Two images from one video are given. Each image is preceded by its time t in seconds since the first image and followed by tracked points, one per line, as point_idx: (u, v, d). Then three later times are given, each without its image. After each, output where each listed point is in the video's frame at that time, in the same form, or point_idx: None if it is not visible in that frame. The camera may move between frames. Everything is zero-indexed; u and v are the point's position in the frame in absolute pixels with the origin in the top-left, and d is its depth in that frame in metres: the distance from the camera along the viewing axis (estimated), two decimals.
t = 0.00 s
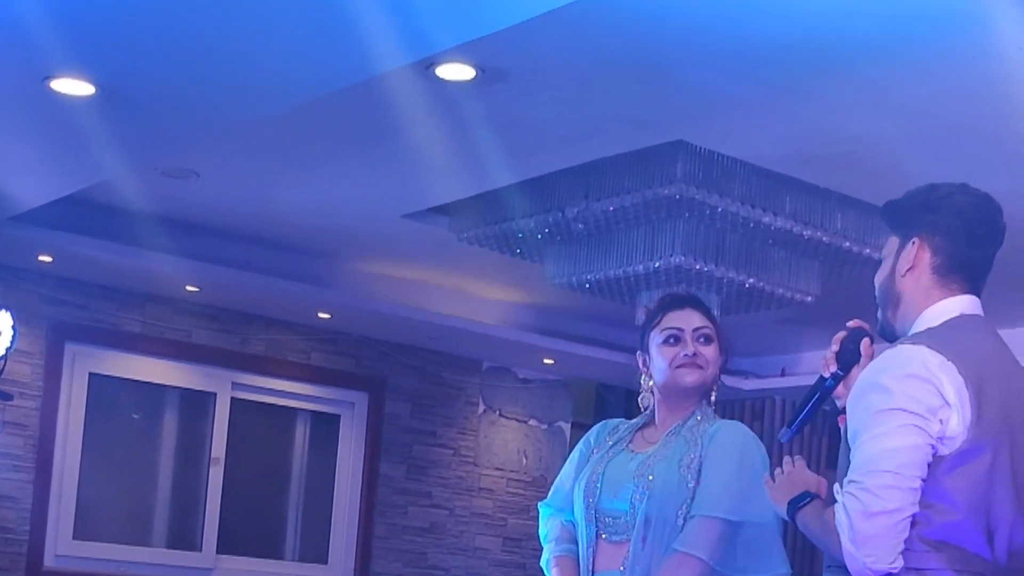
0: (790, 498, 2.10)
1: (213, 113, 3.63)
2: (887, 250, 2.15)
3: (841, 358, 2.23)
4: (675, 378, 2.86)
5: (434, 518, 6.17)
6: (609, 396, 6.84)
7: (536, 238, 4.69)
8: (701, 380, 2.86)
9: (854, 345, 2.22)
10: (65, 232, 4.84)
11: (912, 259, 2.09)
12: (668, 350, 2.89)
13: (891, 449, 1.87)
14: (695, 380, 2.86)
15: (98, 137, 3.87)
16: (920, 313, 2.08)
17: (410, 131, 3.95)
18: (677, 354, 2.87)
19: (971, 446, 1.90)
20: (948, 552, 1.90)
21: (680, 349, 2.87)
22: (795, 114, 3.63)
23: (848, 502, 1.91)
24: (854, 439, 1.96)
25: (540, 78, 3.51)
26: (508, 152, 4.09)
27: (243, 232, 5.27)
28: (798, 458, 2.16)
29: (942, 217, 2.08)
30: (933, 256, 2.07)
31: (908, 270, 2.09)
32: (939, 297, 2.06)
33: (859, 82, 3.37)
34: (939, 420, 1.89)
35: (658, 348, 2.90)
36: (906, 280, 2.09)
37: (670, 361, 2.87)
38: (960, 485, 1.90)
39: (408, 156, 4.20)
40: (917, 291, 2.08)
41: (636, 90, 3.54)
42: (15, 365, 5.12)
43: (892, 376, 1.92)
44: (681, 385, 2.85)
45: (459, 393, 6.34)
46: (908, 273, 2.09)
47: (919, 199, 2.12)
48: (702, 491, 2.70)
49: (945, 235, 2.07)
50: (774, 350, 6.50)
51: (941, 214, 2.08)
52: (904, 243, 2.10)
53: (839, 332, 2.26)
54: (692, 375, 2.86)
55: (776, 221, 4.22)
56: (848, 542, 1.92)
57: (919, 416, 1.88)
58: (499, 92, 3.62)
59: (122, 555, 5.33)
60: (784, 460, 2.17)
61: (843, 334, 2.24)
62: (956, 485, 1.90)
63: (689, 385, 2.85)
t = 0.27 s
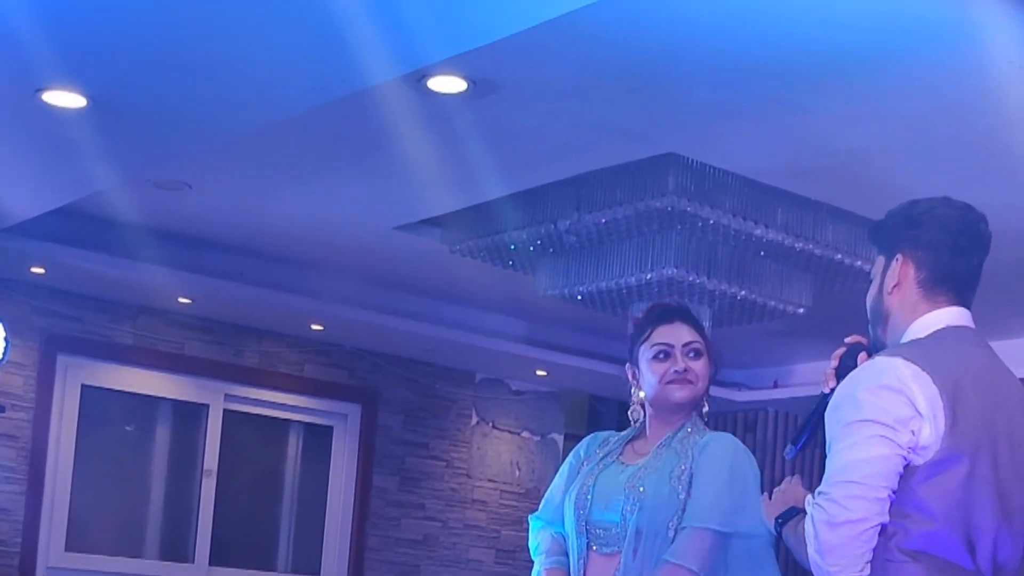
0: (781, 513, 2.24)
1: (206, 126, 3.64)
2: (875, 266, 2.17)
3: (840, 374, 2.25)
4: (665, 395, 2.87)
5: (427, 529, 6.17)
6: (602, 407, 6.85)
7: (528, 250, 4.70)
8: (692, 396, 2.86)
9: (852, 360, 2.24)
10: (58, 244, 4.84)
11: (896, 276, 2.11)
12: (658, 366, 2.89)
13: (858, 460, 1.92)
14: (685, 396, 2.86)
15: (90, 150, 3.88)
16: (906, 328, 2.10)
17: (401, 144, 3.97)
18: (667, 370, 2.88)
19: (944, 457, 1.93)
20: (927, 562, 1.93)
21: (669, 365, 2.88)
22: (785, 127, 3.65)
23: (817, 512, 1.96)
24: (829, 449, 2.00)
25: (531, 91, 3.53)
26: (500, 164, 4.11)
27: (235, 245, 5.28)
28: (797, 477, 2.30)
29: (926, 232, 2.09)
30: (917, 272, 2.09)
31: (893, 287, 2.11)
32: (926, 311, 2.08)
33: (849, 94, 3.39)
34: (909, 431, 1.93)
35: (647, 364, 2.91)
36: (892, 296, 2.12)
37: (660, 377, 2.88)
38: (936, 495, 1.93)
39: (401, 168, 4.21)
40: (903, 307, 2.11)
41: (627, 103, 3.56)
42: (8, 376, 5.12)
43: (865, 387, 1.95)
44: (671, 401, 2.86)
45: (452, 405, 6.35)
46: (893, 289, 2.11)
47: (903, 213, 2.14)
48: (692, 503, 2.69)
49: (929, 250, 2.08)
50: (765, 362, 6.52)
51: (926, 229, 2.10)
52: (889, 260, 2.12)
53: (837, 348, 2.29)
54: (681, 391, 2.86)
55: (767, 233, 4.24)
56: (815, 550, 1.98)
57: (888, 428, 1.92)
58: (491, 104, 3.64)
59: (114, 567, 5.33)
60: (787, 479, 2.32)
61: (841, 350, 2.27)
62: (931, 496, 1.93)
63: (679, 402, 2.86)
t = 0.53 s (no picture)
0: (773, 529, 2.21)
1: (201, 137, 3.65)
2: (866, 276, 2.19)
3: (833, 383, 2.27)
4: (657, 408, 2.88)
5: (423, 540, 6.17)
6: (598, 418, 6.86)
7: (522, 261, 4.72)
8: (682, 410, 2.88)
9: (845, 369, 2.26)
10: (54, 255, 4.85)
11: (888, 287, 2.13)
12: (650, 380, 2.89)
13: (853, 473, 1.93)
14: (676, 410, 2.87)
15: (85, 161, 3.89)
16: (897, 339, 2.12)
17: (393, 155, 3.99)
18: (659, 384, 2.88)
19: (938, 468, 1.95)
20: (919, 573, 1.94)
21: (661, 379, 2.88)
22: (777, 137, 3.68)
23: (813, 525, 1.98)
24: (823, 462, 2.02)
25: (524, 102, 3.55)
26: (495, 175, 4.12)
27: (230, 255, 5.29)
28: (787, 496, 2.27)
29: (916, 244, 2.11)
30: (907, 283, 2.11)
31: (884, 297, 2.13)
32: (919, 321, 2.10)
33: (840, 104, 3.41)
34: (904, 443, 1.94)
35: (639, 378, 2.90)
36: (884, 307, 2.13)
37: (652, 392, 2.88)
38: (928, 507, 1.94)
39: (395, 179, 4.23)
40: (895, 317, 2.13)
41: (620, 114, 3.58)
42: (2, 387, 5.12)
43: (859, 400, 1.97)
44: (662, 415, 2.87)
45: (447, 416, 6.36)
46: (885, 300, 2.13)
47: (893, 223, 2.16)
48: (684, 513, 2.70)
49: (920, 261, 2.10)
50: (760, 372, 6.54)
51: (916, 241, 2.11)
52: (881, 271, 2.14)
53: (831, 357, 2.31)
54: (672, 405, 2.87)
55: (761, 244, 4.27)
56: (811, 563, 1.99)
57: (883, 440, 1.93)
58: (485, 115, 3.65)
59: None
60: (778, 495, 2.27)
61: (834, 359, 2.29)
62: (924, 507, 1.95)
63: (670, 416, 2.87)
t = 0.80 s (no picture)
0: None
1: (202, 148, 3.66)
2: (858, 289, 2.18)
3: (828, 386, 2.26)
4: (650, 418, 2.88)
5: (422, 551, 6.17)
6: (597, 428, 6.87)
7: (520, 272, 4.73)
8: (675, 419, 2.88)
9: (840, 372, 2.25)
10: (53, 267, 4.85)
11: (883, 303, 2.12)
12: (643, 390, 2.90)
13: (846, 485, 1.92)
14: (669, 420, 2.88)
15: (84, 172, 3.89)
16: (894, 353, 2.12)
17: (393, 166, 4.00)
18: (651, 394, 2.89)
19: (935, 482, 1.94)
20: None
21: (654, 389, 2.89)
22: (775, 148, 3.69)
23: (801, 533, 1.97)
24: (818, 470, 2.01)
25: (524, 113, 3.56)
26: (494, 186, 4.13)
27: (228, 266, 5.30)
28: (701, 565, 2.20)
29: (913, 258, 2.10)
30: (903, 298, 2.10)
31: (880, 313, 2.12)
32: (918, 333, 2.09)
33: (836, 115, 3.42)
34: (900, 455, 1.93)
35: (632, 388, 2.91)
36: (880, 322, 2.13)
37: (645, 402, 2.89)
38: (925, 518, 1.93)
39: (395, 190, 4.23)
40: (891, 332, 2.12)
41: (619, 124, 3.59)
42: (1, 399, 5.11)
43: (858, 410, 1.96)
44: (656, 425, 2.87)
45: (446, 426, 6.36)
46: (881, 315, 2.12)
47: (881, 240, 2.14)
48: (678, 523, 2.69)
49: (917, 276, 2.09)
50: (758, 382, 6.54)
51: (911, 255, 2.10)
52: (875, 286, 2.13)
53: (824, 358, 2.29)
54: (665, 414, 2.88)
55: (760, 254, 4.28)
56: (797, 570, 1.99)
57: (879, 452, 1.92)
58: (485, 127, 3.66)
59: None
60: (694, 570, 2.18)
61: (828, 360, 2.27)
62: (921, 519, 1.93)
63: (664, 425, 2.87)
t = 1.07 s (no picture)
0: None
1: (204, 159, 3.67)
2: (861, 291, 2.13)
3: (824, 393, 2.26)
4: (649, 426, 2.89)
5: (423, 560, 6.18)
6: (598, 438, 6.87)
7: (522, 282, 4.74)
8: (674, 427, 2.90)
9: (837, 377, 2.24)
10: (55, 277, 4.86)
11: (887, 305, 2.07)
12: (642, 399, 2.91)
13: (840, 507, 1.86)
14: (668, 428, 2.89)
15: (87, 182, 3.91)
16: (895, 358, 2.06)
17: (394, 176, 4.01)
18: (650, 403, 2.90)
19: (933, 501, 1.86)
20: None
21: (653, 398, 2.90)
22: (775, 158, 3.70)
23: (794, 553, 1.91)
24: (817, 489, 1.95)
25: (525, 123, 3.57)
26: (495, 196, 4.15)
27: (229, 276, 5.31)
28: None
29: (921, 264, 2.05)
30: (909, 302, 2.05)
31: (884, 316, 2.07)
32: (920, 341, 2.04)
33: (836, 125, 3.43)
34: (897, 477, 1.86)
35: (631, 397, 2.92)
36: (883, 326, 2.07)
37: (644, 410, 2.90)
38: (923, 537, 1.85)
39: (396, 200, 4.25)
40: (894, 336, 2.07)
41: (620, 135, 3.61)
42: (3, 408, 5.12)
43: (855, 430, 1.89)
44: (656, 433, 2.89)
45: (447, 436, 6.37)
46: (885, 319, 2.07)
47: (888, 243, 2.10)
48: (677, 532, 2.68)
49: (924, 281, 2.05)
50: (759, 391, 6.55)
51: (919, 261, 2.06)
52: (879, 288, 2.08)
53: (821, 362, 2.29)
54: (665, 422, 2.89)
55: (761, 264, 4.29)
56: None
57: (875, 474, 1.86)
58: (486, 137, 3.68)
59: None
60: None
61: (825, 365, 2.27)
62: (917, 536, 1.86)
63: (663, 433, 2.89)
